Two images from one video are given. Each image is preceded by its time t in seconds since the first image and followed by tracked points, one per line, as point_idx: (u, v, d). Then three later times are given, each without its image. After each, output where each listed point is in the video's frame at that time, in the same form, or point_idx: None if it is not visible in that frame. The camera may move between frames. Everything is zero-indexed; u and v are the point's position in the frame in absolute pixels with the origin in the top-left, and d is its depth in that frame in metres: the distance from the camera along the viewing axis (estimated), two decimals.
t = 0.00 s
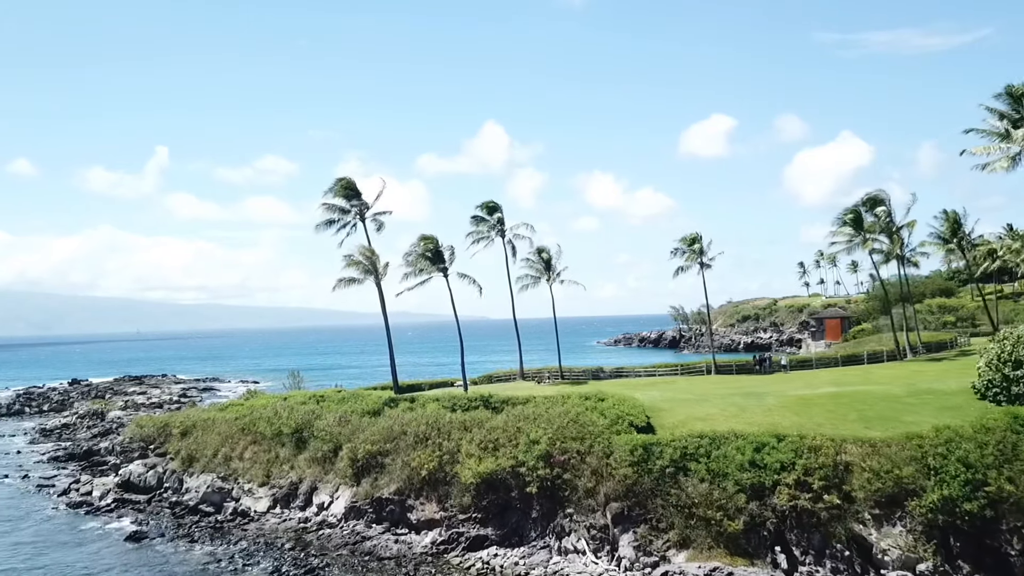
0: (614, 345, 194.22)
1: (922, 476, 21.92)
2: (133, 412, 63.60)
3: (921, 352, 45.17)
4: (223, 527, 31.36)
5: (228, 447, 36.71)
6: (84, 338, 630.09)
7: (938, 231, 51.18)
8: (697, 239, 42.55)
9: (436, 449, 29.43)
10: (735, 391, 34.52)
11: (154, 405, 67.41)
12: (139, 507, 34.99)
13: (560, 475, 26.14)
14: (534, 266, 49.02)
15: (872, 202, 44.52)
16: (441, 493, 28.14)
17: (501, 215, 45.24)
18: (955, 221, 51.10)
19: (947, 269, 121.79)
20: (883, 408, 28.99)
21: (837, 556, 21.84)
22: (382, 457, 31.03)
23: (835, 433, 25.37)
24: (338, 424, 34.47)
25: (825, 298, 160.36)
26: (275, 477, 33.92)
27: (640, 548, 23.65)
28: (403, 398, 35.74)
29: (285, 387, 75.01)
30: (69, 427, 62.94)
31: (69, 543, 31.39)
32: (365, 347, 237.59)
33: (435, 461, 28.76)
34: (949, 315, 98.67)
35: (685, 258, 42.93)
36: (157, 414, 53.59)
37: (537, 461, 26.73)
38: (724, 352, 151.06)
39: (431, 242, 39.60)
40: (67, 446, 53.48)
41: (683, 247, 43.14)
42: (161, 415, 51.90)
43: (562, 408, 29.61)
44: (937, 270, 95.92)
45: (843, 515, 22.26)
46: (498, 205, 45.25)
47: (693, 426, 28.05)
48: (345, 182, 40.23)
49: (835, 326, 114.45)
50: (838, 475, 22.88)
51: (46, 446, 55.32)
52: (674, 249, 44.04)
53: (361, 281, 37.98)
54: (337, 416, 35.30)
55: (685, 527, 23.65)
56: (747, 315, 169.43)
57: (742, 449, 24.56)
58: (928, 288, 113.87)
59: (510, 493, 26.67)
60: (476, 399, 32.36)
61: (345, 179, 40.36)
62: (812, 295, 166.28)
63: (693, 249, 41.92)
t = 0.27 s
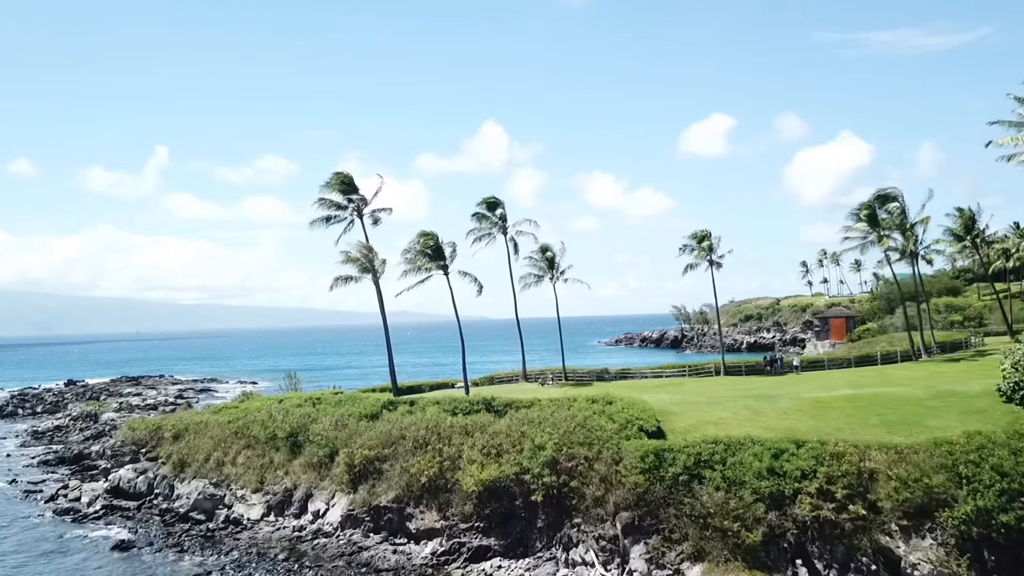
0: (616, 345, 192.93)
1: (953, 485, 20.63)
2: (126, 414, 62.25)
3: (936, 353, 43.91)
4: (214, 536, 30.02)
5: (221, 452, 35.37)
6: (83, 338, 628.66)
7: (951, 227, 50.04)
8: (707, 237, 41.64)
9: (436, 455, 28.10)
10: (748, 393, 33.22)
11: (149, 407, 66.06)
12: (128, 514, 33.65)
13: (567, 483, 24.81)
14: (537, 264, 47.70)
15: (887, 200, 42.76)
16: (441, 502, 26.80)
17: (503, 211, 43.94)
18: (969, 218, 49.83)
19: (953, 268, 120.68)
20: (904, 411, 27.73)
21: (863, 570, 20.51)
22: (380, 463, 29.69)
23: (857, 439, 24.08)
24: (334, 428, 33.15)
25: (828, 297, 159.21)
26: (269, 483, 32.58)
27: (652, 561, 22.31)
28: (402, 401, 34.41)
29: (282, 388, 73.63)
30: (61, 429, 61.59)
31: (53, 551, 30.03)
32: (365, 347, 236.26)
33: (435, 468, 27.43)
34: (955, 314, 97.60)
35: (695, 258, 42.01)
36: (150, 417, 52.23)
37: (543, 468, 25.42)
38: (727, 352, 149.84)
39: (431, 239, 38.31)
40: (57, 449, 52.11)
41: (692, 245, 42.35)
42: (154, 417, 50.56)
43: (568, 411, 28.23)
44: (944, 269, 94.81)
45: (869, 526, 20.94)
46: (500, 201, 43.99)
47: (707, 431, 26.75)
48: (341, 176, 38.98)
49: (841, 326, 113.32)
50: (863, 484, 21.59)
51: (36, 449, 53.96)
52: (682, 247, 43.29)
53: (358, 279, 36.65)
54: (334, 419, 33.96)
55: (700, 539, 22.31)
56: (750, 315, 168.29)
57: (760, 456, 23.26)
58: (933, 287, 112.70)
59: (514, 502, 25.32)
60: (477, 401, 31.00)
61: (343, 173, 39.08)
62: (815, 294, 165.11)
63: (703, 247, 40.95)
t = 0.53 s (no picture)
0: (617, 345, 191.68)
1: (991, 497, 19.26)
2: (120, 417, 60.90)
3: (951, 354, 42.60)
4: (203, 547, 28.62)
5: (212, 457, 33.99)
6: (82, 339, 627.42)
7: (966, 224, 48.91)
8: (717, 233, 40.40)
9: (436, 462, 26.72)
10: (761, 396, 31.88)
11: (143, 410, 64.65)
12: (115, 523, 32.26)
13: (575, 493, 23.43)
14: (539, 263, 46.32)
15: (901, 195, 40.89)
16: (442, 511, 25.40)
17: (505, 208, 42.55)
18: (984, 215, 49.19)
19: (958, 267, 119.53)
20: (929, 415, 26.40)
21: None
22: (378, 470, 28.31)
23: (883, 447, 22.73)
24: (330, 433, 31.76)
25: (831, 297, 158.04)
26: (261, 490, 31.19)
27: None
28: (400, 405, 33.01)
29: (279, 390, 72.30)
30: (52, 432, 60.24)
31: (35, 562, 28.66)
32: (364, 347, 234.98)
33: (434, 476, 26.04)
34: (962, 314, 96.41)
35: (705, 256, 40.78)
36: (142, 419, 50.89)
37: (549, 476, 24.03)
38: (729, 353, 148.59)
39: (431, 236, 36.93)
40: (47, 453, 50.77)
41: (701, 242, 41.16)
42: (146, 420, 49.20)
43: (574, 416, 26.83)
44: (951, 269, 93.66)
45: (899, 541, 19.56)
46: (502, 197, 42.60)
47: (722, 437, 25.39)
48: (338, 171, 37.59)
49: (845, 326, 112.08)
50: (893, 495, 20.21)
51: (26, 453, 52.61)
52: (692, 244, 42.13)
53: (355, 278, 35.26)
54: (329, 424, 32.56)
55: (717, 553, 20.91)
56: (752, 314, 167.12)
57: (780, 464, 21.89)
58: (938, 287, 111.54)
59: (519, 512, 23.91)
60: (479, 405, 29.60)
61: (340, 167, 37.69)
62: (818, 294, 163.95)
63: (712, 244, 39.69)
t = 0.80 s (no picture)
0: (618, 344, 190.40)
1: None
2: (113, 419, 59.56)
3: (968, 355, 41.31)
4: (192, 558, 27.32)
5: (203, 463, 32.69)
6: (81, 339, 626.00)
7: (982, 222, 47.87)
8: (726, 230, 39.02)
9: (437, 470, 25.41)
10: (776, 400, 30.57)
11: (138, 412, 63.32)
12: (101, 532, 30.98)
13: (583, 504, 22.11)
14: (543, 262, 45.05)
15: (916, 190, 39.43)
16: (442, 523, 24.10)
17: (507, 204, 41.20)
18: (1000, 212, 48.20)
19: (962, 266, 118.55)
20: (954, 420, 25.11)
21: None
22: (375, 478, 26.99)
23: (912, 456, 21.39)
24: (325, 439, 30.44)
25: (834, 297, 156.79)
26: (254, 499, 29.90)
27: None
28: (398, 408, 31.66)
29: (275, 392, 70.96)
30: (44, 435, 58.92)
31: (18, 574, 27.36)
32: (364, 347, 233.62)
33: (434, 485, 24.74)
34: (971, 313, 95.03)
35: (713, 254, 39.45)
36: (135, 423, 49.57)
37: (556, 486, 22.70)
38: (732, 353, 147.40)
39: (431, 233, 35.59)
40: (38, 457, 49.48)
41: (710, 239, 39.83)
42: (138, 423, 47.92)
43: (581, 421, 25.48)
44: (957, 267, 92.56)
45: (933, 558, 18.25)
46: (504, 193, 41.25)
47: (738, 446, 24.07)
48: (334, 165, 36.23)
49: (850, 326, 110.90)
50: (925, 509, 18.90)
51: (15, 457, 51.29)
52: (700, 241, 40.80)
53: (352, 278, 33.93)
54: (325, 429, 31.24)
55: (737, 570, 19.55)
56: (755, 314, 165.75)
57: (803, 473, 20.54)
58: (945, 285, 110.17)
59: (523, 524, 22.58)
60: (481, 409, 28.25)
61: (337, 162, 36.33)
62: (821, 293, 162.85)
63: (722, 242, 38.30)
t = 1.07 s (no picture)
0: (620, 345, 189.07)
1: None
2: (106, 422, 58.21)
3: (986, 357, 39.99)
4: (179, 572, 25.95)
5: (193, 471, 31.30)
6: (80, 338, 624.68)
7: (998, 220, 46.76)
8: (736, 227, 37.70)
9: (437, 480, 24.04)
10: (791, 405, 29.24)
11: (131, 415, 61.94)
12: (86, 543, 29.61)
13: (593, 518, 20.76)
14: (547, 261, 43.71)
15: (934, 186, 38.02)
16: (443, 536, 22.74)
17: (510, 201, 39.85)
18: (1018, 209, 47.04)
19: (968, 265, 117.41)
20: (983, 428, 23.80)
21: None
22: (372, 488, 25.61)
23: (943, 467, 20.06)
24: (320, 445, 29.05)
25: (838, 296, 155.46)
26: (245, 509, 28.52)
27: None
28: (397, 414, 30.26)
29: (271, 394, 69.57)
30: (35, 439, 57.57)
31: None
32: (363, 347, 232.21)
33: (434, 497, 23.37)
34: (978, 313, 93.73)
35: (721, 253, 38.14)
36: (127, 427, 48.21)
37: (563, 499, 21.34)
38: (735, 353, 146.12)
39: (431, 230, 34.27)
40: (26, 462, 48.12)
41: (719, 237, 38.55)
42: (130, 427, 46.55)
43: (589, 429, 24.11)
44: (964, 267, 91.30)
45: None
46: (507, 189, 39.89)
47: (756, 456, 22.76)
48: (331, 159, 34.89)
49: (855, 327, 109.66)
50: (963, 526, 17.56)
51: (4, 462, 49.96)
52: (708, 239, 39.52)
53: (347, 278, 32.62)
54: (319, 435, 29.85)
55: None
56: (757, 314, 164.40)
57: (828, 486, 19.20)
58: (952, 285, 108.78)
59: (529, 539, 21.22)
60: (483, 414, 26.87)
61: (335, 156, 34.97)
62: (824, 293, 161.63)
63: (731, 240, 36.97)
